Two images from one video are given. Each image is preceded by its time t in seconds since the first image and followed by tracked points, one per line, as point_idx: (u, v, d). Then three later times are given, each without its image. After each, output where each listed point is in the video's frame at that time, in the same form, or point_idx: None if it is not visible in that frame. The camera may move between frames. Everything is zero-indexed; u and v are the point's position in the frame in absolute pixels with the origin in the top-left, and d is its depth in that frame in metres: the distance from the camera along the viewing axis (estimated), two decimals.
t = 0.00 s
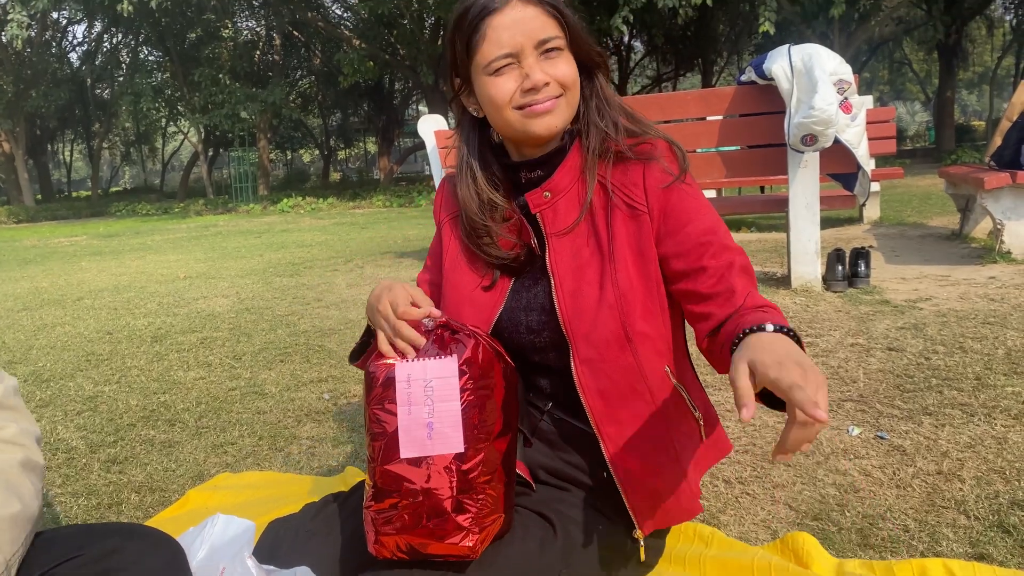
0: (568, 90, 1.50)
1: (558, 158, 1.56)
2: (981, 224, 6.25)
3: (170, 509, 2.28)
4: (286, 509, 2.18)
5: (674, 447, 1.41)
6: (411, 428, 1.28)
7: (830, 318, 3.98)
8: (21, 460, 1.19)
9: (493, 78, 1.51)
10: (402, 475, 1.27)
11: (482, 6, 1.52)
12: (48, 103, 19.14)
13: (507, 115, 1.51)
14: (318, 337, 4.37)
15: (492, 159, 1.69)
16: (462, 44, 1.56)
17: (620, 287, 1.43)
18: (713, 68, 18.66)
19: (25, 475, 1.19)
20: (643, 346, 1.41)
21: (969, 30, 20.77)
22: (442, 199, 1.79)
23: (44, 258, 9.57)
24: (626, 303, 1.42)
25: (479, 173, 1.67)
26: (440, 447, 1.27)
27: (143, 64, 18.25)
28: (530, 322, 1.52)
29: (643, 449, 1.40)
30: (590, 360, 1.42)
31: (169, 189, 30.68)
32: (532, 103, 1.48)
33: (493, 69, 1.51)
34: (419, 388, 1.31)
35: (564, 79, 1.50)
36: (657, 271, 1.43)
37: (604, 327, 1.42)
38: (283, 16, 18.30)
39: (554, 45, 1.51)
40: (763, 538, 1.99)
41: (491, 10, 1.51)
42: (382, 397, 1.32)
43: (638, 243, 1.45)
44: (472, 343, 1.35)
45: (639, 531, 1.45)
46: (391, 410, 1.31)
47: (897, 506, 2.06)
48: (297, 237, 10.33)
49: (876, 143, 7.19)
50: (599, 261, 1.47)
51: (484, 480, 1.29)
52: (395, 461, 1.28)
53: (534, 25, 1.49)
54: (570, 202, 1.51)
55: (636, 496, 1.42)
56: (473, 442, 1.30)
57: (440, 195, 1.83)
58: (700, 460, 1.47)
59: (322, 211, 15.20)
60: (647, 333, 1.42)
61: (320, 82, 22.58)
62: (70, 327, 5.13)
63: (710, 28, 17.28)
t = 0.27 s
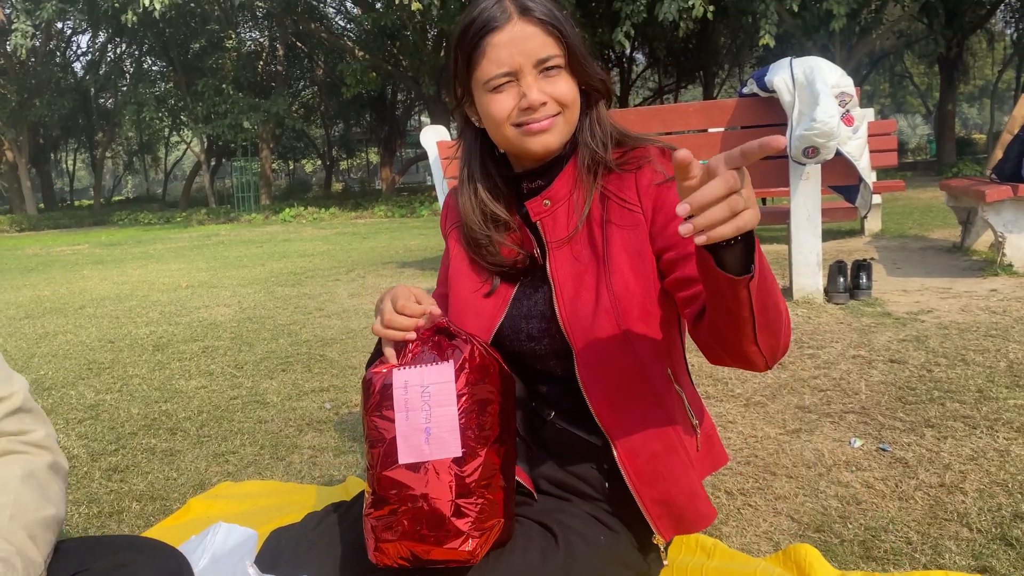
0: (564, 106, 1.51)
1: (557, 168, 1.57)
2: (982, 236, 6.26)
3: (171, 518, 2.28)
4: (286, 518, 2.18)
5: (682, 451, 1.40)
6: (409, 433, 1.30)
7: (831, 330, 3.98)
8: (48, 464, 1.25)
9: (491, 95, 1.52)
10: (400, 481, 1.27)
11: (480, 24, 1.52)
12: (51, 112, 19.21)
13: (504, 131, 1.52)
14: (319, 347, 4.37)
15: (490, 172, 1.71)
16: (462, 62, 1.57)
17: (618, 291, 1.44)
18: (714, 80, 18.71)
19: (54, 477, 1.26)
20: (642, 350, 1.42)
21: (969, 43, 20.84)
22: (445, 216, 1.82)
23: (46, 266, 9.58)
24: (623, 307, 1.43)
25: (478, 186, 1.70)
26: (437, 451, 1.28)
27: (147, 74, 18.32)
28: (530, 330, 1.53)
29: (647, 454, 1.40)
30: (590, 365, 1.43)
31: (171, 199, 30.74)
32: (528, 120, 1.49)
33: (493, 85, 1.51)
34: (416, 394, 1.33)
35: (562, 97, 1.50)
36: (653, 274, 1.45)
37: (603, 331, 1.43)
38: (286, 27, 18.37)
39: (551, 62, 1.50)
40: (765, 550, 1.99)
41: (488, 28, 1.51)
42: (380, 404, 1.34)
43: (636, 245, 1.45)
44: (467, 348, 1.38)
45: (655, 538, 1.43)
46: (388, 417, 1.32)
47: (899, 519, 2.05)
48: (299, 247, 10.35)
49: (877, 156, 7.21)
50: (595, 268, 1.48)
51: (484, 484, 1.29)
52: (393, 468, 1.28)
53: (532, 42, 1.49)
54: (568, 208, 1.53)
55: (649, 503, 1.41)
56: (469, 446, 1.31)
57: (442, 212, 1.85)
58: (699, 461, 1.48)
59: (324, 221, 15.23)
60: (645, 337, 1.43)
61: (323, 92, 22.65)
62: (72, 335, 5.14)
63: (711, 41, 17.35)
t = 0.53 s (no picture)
0: (563, 117, 1.51)
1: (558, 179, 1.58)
2: (985, 246, 6.25)
3: (171, 525, 2.28)
4: (286, 526, 2.18)
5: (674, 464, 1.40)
6: (413, 439, 1.29)
7: (833, 340, 3.97)
8: (35, 482, 1.22)
9: (490, 103, 1.53)
10: (403, 488, 1.26)
11: (482, 31, 1.52)
12: (56, 118, 19.28)
13: (503, 139, 1.53)
14: (321, 354, 4.38)
15: (492, 179, 1.72)
16: (464, 68, 1.58)
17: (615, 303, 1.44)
18: (717, 89, 18.75)
19: (40, 496, 1.22)
20: (639, 361, 1.42)
21: (972, 53, 20.87)
22: (448, 221, 1.83)
23: (49, 272, 9.60)
24: (620, 319, 1.43)
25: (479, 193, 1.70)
26: (440, 459, 1.28)
27: (151, 81, 18.40)
28: (530, 338, 1.53)
29: (639, 467, 1.39)
30: (587, 376, 1.43)
31: (174, 205, 30.80)
32: (525, 130, 1.49)
33: (493, 91, 1.52)
34: (420, 400, 1.33)
35: (561, 108, 1.50)
36: (651, 286, 1.44)
37: (599, 342, 1.43)
38: (290, 35, 18.45)
39: (551, 72, 1.50)
40: (766, 561, 1.98)
41: (489, 36, 1.51)
42: (384, 410, 1.34)
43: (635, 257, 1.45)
44: (473, 357, 1.38)
45: (640, 550, 1.42)
46: (391, 423, 1.32)
47: (901, 530, 2.04)
48: (302, 254, 10.37)
49: (880, 166, 7.21)
50: (594, 279, 1.48)
51: (486, 494, 1.29)
52: (397, 474, 1.28)
53: (530, 52, 1.49)
54: (567, 219, 1.53)
55: (637, 517, 1.40)
56: (471, 455, 1.31)
57: (446, 218, 1.86)
58: (696, 478, 1.48)
59: (327, 228, 15.26)
60: (643, 348, 1.43)
61: (326, 100, 22.72)
62: (74, 341, 5.15)
63: (714, 50, 17.39)
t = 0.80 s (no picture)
0: (573, 123, 1.51)
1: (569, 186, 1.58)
2: (990, 254, 6.24)
3: (176, 530, 2.28)
4: (291, 530, 2.18)
5: (678, 476, 1.41)
6: (429, 455, 1.26)
7: (838, 347, 3.97)
8: (35, 481, 1.22)
9: (500, 106, 1.53)
10: (417, 503, 1.25)
11: (495, 32, 1.53)
12: (61, 124, 19.35)
13: (512, 142, 1.54)
14: (325, 360, 4.38)
15: (502, 183, 1.72)
16: (477, 68, 1.58)
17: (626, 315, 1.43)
18: (720, 96, 18.77)
19: (40, 495, 1.22)
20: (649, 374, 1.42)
21: (975, 61, 20.88)
22: (456, 222, 1.83)
23: (53, 278, 9.62)
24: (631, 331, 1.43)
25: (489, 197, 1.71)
26: (456, 475, 1.26)
27: (156, 87, 18.46)
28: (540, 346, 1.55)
29: (644, 480, 1.40)
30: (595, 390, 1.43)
31: (177, 211, 30.87)
32: (534, 134, 1.50)
33: (502, 95, 1.52)
34: (438, 414, 1.27)
35: (571, 113, 1.51)
36: (660, 299, 1.44)
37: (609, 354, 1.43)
38: (294, 42, 18.52)
39: (562, 78, 1.50)
40: (772, 568, 1.98)
41: (502, 38, 1.52)
42: (402, 420, 1.29)
43: (645, 271, 1.45)
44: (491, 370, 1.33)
45: (643, 562, 1.44)
46: (407, 435, 1.28)
47: (907, 536, 2.04)
48: (305, 260, 10.38)
49: (884, 173, 7.21)
50: (606, 289, 1.48)
51: (497, 509, 1.30)
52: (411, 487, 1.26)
53: (541, 55, 1.49)
54: (577, 228, 1.53)
55: (640, 528, 1.41)
56: (486, 470, 1.29)
57: (454, 218, 1.86)
58: (703, 487, 1.49)
59: (331, 235, 15.28)
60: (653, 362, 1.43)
61: (330, 106, 22.76)
62: (78, 346, 5.15)
63: (717, 58, 17.41)
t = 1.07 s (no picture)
0: (581, 130, 1.52)
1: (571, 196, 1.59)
2: (993, 261, 6.23)
3: (178, 535, 2.28)
4: (293, 536, 2.18)
5: (675, 489, 1.42)
6: (424, 469, 1.26)
7: (841, 354, 3.97)
8: (53, 486, 1.22)
9: (507, 113, 1.54)
10: (412, 515, 1.27)
11: (503, 38, 1.53)
12: (67, 129, 19.41)
13: (519, 149, 1.54)
14: (328, 365, 4.38)
15: (507, 188, 1.72)
16: (485, 73, 1.59)
17: (624, 324, 1.44)
18: (724, 102, 18.79)
19: (58, 498, 1.22)
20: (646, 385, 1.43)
21: (980, 68, 20.88)
22: (461, 228, 1.83)
23: (58, 282, 9.64)
24: (629, 340, 1.44)
25: (495, 204, 1.71)
26: (453, 489, 1.26)
27: (161, 92, 18.52)
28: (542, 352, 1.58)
29: (639, 490, 1.42)
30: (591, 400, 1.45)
31: (181, 216, 30.93)
32: (542, 140, 1.51)
33: (511, 100, 1.53)
34: (430, 428, 1.26)
35: (578, 120, 1.51)
36: (656, 310, 1.45)
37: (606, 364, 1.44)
38: (299, 47, 18.57)
39: (569, 86, 1.51)
40: None
41: (510, 43, 1.52)
42: (393, 433, 1.28)
43: (641, 283, 1.46)
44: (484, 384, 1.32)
45: (641, 569, 1.45)
46: (401, 449, 1.27)
47: (909, 545, 2.04)
48: (308, 265, 10.39)
49: (888, 179, 7.20)
50: (603, 300, 1.50)
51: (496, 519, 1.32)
52: (408, 502, 1.27)
53: (550, 61, 1.49)
54: (578, 235, 1.53)
55: (636, 537, 1.43)
56: (482, 482, 1.29)
57: (460, 222, 1.87)
58: (703, 500, 1.49)
59: (334, 239, 15.31)
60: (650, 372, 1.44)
61: (335, 112, 22.78)
62: (82, 351, 5.16)
63: (721, 64, 17.43)
